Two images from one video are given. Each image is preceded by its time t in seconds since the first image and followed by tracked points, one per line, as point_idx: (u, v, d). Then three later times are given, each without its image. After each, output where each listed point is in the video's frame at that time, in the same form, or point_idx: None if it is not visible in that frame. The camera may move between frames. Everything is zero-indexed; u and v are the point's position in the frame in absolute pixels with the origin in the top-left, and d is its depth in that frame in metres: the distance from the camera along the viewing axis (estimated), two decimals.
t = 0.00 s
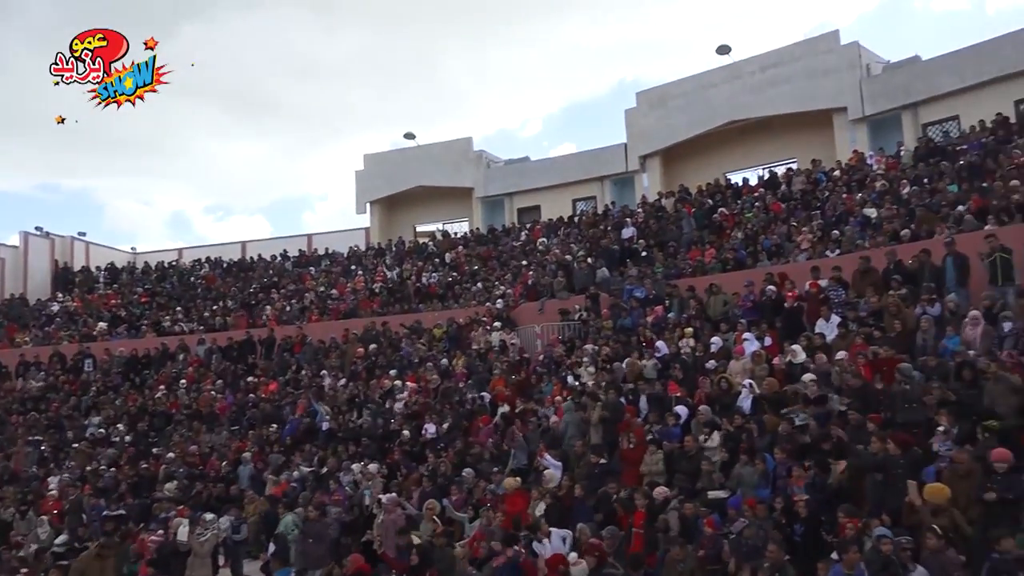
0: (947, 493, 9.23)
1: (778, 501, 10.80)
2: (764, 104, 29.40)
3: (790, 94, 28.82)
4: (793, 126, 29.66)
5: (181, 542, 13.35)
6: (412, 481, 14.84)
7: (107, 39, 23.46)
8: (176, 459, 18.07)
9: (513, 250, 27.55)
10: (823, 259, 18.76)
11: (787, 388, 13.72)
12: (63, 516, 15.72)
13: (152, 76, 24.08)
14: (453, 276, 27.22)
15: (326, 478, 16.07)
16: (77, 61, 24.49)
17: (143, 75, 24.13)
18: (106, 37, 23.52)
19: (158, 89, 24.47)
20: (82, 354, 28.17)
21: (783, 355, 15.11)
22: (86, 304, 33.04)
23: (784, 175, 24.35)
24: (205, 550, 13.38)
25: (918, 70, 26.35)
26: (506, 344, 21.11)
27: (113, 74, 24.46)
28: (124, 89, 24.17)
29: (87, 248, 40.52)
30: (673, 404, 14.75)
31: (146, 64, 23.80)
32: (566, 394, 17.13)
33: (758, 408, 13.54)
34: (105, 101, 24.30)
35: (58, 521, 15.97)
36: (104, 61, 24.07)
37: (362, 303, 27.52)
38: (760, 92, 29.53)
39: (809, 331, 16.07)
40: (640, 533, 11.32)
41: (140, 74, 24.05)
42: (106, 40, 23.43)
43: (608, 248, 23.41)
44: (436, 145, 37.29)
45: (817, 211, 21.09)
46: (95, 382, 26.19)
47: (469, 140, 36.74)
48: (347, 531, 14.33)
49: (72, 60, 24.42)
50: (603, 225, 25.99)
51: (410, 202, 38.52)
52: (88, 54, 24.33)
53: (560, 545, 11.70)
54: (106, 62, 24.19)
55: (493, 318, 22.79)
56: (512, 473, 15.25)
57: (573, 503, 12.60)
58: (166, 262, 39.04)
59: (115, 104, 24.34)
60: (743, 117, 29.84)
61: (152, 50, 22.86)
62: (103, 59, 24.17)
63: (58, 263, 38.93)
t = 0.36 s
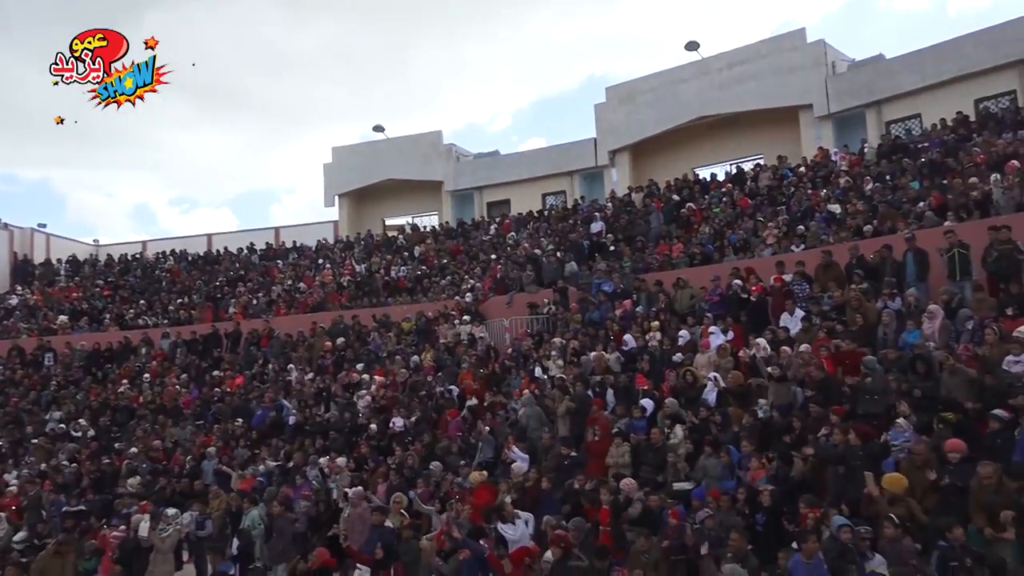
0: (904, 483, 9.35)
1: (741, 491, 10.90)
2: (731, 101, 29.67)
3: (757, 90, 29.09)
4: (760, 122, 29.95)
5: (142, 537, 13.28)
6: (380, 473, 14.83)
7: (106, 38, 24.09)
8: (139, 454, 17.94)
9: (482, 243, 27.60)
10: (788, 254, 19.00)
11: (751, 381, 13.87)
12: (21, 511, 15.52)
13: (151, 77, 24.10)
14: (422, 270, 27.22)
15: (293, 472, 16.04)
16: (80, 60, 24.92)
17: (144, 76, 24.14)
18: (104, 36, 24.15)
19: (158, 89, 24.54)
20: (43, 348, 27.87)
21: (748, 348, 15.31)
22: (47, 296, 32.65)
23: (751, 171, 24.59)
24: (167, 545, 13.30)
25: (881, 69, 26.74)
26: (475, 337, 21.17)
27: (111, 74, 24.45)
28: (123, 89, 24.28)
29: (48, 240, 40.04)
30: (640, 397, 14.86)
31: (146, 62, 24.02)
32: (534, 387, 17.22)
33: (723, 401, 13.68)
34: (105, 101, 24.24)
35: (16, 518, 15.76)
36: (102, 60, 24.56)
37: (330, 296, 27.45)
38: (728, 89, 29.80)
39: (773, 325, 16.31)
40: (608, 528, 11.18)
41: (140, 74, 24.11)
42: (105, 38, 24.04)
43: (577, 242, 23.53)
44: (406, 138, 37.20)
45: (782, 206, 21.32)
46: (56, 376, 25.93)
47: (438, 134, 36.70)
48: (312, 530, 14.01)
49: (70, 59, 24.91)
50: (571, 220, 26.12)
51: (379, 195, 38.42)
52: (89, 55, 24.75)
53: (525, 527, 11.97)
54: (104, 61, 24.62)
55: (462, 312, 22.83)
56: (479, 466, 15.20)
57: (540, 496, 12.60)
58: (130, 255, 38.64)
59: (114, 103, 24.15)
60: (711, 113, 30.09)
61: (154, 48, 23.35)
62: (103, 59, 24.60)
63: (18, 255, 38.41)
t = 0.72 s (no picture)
0: (869, 463, 9.46)
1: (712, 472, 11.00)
2: (707, 86, 29.75)
3: (732, 76, 29.18)
4: (735, 108, 30.06)
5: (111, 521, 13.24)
6: (353, 456, 14.84)
7: (106, 38, 22.97)
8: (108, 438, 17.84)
9: (457, 227, 27.55)
10: (760, 239, 19.14)
11: (723, 365, 13.98)
12: None
13: (151, 76, 23.58)
14: (397, 253, 27.15)
15: (266, 455, 16.02)
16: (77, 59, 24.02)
17: (142, 75, 23.79)
18: (105, 36, 23.02)
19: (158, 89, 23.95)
20: (11, 331, 27.61)
21: (720, 332, 15.48)
22: (14, 278, 32.28)
23: (725, 157, 24.71)
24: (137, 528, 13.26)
25: (855, 55, 26.91)
26: (450, 321, 21.17)
27: (111, 74, 23.90)
28: (123, 89, 23.70)
29: (16, 220, 39.56)
30: (613, 379, 14.96)
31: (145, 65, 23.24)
32: (508, 370, 17.26)
33: (695, 384, 13.80)
34: (105, 101, 23.73)
35: None
36: (103, 60, 23.52)
37: (304, 279, 27.31)
38: (703, 74, 29.87)
39: (745, 309, 16.46)
40: (576, 504, 11.54)
41: (141, 74, 23.58)
42: (105, 39, 22.94)
43: (552, 226, 23.56)
44: (381, 121, 37.01)
45: (756, 192, 21.44)
46: (24, 359, 25.70)
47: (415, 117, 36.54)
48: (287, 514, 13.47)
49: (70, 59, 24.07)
50: (547, 204, 26.14)
51: (354, 177, 38.22)
52: (88, 54, 23.76)
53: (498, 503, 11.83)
54: (104, 61, 23.65)
55: (437, 296, 22.81)
56: (452, 449, 15.36)
57: (513, 478, 12.67)
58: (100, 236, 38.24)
59: (113, 104, 23.74)
60: (687, 98, 30.16)
61: (152, 48, 22.21)
62: (103, 59, 23.56)
63: None
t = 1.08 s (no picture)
0: (822, 450, 9.28)
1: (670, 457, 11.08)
2: (673, 75, 29.92)
3: (697, 66, 29.37)
4: (699, 98, 30.26)
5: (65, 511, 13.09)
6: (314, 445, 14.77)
7: (106, 38, 21.79)
8: (62, 428, 17.61)
9: (422, 215, 27.45)
10: (722, 228, 19.30)
11: (684, 352, 14.10)
12: None
13: (151, 76, 22.25)
14: (361, 241, 27.02)
15: (226, 444, 15.92)
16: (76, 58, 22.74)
17: (142, 76, 22.54)
18: (104, 36, 21.80)
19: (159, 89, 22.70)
20: None
21: (681, 319, 15.64)
22: None
23: (689, 147, 24.85)
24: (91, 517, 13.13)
25: (817, 47, 27.20)
26: (414, 309, 21.11)
27: (111, 75, 22.95)
28: (123, 89, 22.74)
29: None
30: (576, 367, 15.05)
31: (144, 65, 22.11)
32: (471, 358, 17.26)
33: (656, 371, 13.91)
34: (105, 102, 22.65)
35: None
36: (103, 60, 22.45)
37: (266, 267, 27.06)
38: (669, 63, 30.04)
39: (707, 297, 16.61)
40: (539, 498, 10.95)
41: (141, 75, 22.35)
42: (105, 39, 21.76)
43: (517, 214, 23.57)
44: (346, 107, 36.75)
45: (719, 181, 21.62)
46: None
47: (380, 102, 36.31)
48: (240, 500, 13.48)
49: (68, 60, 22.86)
50: (513, 192, 26.15)
51: (318, 164, 37.94)
52: (88, 54, 22.64)
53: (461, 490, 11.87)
54: (105, 62, 22.58)
55: (401, 284, 22.73)
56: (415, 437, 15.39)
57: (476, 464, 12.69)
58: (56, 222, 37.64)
59: (113, 105, 22.70)
60: (653, 87, 30.31)
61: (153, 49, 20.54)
62: (103, 60, 22.42)
63: None
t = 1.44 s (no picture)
0: (759, 439, 9.37)
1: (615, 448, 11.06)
2: (622, 70, 30.19)
3: (646, 62, 29.67)
4: (648, 94, 30.55)
5: None
6: (257, 440, 14.59)
7: (106, 38, 27.61)
8: None
9: (370, 207, 27.39)
10: (668, 222, 19.51)
11: (630, 345, 14.23)
12: None
13: (150, 77, 28.41)
14: (309, 233, 26.87)
15: (167, 439, 15.69)
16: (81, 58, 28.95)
17: (143, 76, 28.44)
18: (105, 37, 27.66)
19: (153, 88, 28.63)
20: None
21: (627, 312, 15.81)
22: None
23: (637, 141, 25.09)
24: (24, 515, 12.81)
25: (762, 45, 27.67)
26: (362, 302, 21.02)
27: (111, 75, 28.88)
28: (123, 89, 28.91)
29: None
30: (523, 360, 15.10)
31: (145, 67, 28.30)
32: (419, 351, 17.24)
33: (602, 363, 14.01)
34: (107, 101, 28.96)
35: None
36: (103, 60, 28.43)
37: (210, 259, 26.70)
38: (618, 58, 30.31)
39: (653, 290, 16.81)
40: (481, 484, 11.18)
41: (141, 75, 28.37)
42: (106, 39, 27.58)
43: (466, 207, 23.63)
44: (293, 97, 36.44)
45: (665, 175, 21.90)
46: None
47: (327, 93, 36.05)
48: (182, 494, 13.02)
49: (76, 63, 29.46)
50: (462, 184, 26.22)
51: (265, 154, 37.54)
52: (90, 56, 28.67)
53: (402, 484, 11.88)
54: (104, 62, 28.59)
55: (349, 277, 22.65)
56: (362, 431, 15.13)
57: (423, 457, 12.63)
58: None
59: (114, 104, 29.00)
60: (602, 82, 30.56)
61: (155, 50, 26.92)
62: (103, 59, 28.45)
63: None
